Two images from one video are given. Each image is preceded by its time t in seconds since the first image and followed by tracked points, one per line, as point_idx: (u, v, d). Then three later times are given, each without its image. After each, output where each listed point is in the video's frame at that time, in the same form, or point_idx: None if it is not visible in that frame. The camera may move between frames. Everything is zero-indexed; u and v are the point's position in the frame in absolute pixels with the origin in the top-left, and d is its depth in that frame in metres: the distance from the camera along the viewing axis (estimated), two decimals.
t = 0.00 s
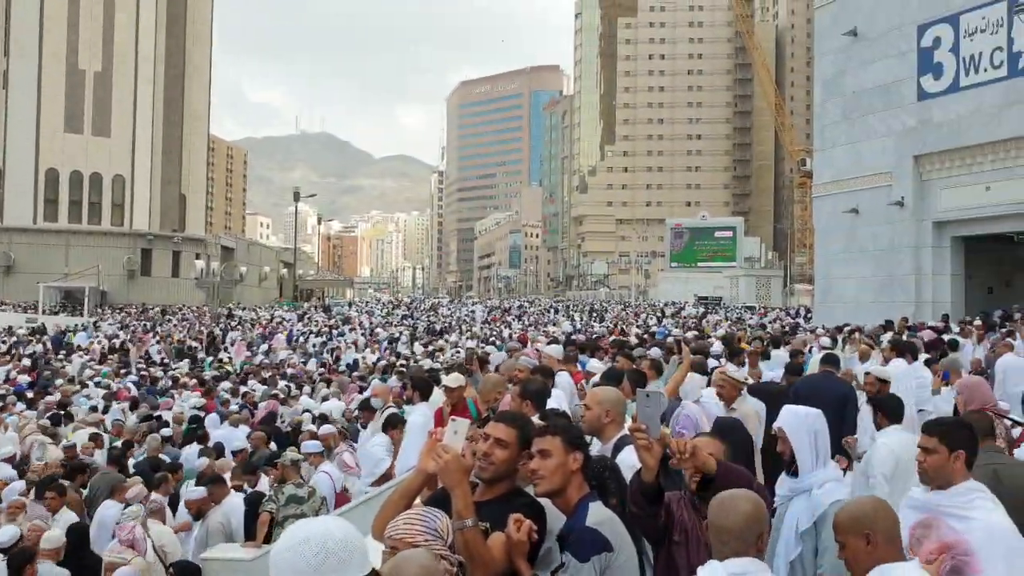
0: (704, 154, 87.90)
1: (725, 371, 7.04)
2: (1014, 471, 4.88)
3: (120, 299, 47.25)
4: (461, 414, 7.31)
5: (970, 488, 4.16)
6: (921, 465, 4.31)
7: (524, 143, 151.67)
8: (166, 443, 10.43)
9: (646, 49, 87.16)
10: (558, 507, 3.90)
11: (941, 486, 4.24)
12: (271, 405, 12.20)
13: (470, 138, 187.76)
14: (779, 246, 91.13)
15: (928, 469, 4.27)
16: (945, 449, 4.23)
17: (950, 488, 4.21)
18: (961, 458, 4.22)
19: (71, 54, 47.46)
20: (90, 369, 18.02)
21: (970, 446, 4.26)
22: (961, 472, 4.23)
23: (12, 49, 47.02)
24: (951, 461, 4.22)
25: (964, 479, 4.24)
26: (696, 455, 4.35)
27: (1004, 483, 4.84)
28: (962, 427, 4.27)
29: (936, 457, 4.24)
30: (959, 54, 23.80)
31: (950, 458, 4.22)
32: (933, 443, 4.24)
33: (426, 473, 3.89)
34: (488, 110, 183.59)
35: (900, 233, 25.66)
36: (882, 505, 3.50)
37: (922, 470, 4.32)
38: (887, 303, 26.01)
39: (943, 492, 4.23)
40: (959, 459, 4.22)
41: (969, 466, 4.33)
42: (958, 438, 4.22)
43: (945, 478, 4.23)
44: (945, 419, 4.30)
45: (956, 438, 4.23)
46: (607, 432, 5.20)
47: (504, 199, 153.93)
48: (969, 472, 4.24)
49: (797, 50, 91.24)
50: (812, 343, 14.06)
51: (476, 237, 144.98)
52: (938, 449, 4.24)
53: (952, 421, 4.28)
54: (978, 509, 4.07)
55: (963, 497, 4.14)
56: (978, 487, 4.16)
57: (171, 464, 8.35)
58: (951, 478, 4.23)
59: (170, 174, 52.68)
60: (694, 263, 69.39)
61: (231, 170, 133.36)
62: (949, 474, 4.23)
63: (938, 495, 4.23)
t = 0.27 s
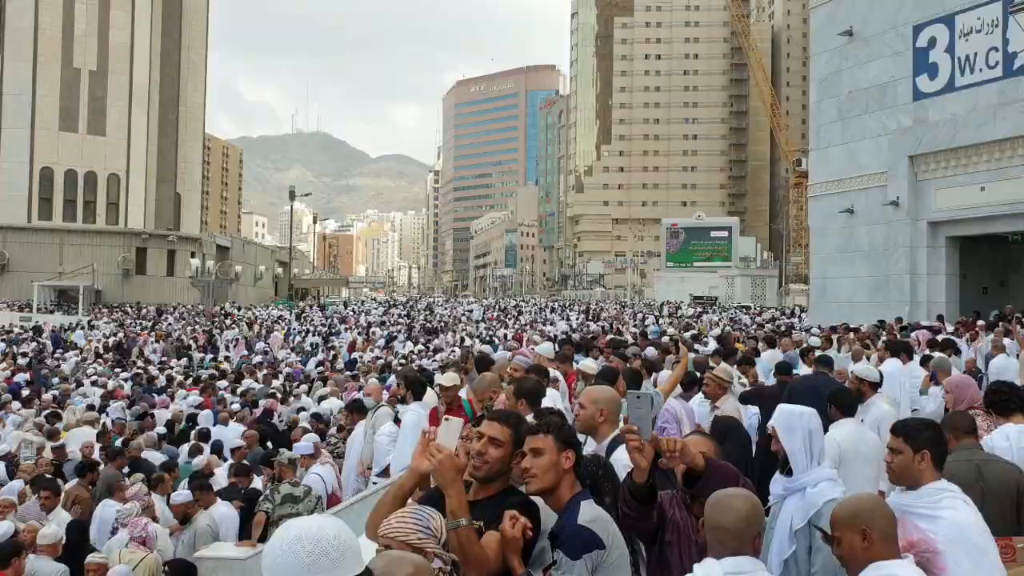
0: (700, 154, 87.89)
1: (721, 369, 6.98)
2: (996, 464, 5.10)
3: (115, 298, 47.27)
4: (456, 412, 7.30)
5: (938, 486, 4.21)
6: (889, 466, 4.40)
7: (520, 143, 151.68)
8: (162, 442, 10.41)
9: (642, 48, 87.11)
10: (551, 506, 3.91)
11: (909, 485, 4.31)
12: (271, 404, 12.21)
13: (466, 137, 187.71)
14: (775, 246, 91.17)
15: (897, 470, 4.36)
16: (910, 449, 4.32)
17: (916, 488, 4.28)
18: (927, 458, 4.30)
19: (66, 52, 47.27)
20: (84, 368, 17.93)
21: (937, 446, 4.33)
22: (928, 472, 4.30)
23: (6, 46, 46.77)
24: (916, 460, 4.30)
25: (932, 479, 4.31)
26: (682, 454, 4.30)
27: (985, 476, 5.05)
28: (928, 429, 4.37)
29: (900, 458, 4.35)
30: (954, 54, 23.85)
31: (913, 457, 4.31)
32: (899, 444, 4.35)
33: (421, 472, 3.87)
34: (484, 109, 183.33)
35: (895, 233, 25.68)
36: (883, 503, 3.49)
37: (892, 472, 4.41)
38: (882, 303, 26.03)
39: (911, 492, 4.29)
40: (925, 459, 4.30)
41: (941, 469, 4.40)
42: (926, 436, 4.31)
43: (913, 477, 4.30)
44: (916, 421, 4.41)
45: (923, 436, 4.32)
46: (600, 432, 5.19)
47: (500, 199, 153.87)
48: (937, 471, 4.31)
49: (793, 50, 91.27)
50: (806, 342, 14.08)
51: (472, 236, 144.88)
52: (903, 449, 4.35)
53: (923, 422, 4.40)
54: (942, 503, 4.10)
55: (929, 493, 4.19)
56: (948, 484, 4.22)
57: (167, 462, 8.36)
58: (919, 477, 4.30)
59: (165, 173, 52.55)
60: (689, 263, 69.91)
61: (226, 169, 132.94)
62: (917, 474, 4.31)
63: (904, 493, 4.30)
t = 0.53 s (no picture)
0: (696, 155, 87.96)
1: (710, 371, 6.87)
2: (988, 457, 5.27)
3: (110, 298, 47.16)
4: (451, 413, 7.29)
5: (901, 483, 4.25)
6: (852, 465, 4.47)
7: (516, 143, 151.80)
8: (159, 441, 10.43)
9: (638, 49, 87.13)
10: (544, 506, 3.91)
11: (873, 484, 4.37)
12: (269, 404, 12.24)
13: (462, 138, 187.79)
14: (771, 247, 91.25)
15: (858, 468, 4.42)
16: (871, 448, 4.38)
17: (880, 486, 4.33)
18: (888, 456, 4.35)
19: (61, 53, 47.16)
20: (80, 368, 17.90)
21: (898, 444, 4.39)
22: (889, 471, 4.35)
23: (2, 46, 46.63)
24: (877, 459, 4.36)
25: (895, 477, 4.36)
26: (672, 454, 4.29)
27: (978, 468, 5.21)
28: (888, 428, 4.44)
29: (861, 458, 4.41)
30: (950, 56, 23.90)
31: (875, 457, 4.36)
32: (860, 444, 4.41)
33: (415, 472, 3.86)
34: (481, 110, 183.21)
35: (890, 234, 25.74)
36: (878, 502, 3.50)
37: (854, 470, 4.47)
38: (877, 304, 26.10)
39: (876, 491, 4.34)
40: (885, 458, 4.35)
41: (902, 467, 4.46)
42: (887, 434, 4.38)
43: (875, 476, 4.36)
44: (878, 420, 4.48)
45: (885, 434, 4.39)
46: (595, 433, 5.18)
47: (496, 199, 154.00)
48: (898, 469, 4.36)
49: (789, 51, 91.32)
50: (800, 343, 14.12)
51: (468, 237, 145.02)
52: (864, 448, 4.41)
53: (884, 421, 4.47)
54: (902, 500, 4.12)
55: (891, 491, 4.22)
56: (908, 483, 4.26)
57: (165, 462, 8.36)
58: (880, 477, 4.35)
59: (160, 173, 52.48)
60: (685, 264, 70.07)
61: (222, 169, 132.67)
62: (878, 472, 4.36)
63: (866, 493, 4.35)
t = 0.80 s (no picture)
0: (689, 155, 88.07)
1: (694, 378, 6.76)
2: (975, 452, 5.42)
3: (102, 298, 47.02)
4: (445, 412, 7.26)
5: (871, 482, 4.24)
6: (821, 465, 4.43)
7: (510, 143, 151.84)
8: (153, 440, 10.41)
9: (632, 49, 87.19)
10: (540, 506, 3.89)
11: (843, 484, 4.36)
12: (263, 405, 12.24)
13: (456, 138, 187.81)
14: (764, 247, 91.41)
15: (828, 469, 4.38)
16: (841, 449, 4.34)
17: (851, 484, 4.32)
18: (857, 456, 4.32)
19: (54, 52, 47.01)
20: (73, 368, 17.86)
21: (868, 444, 4.36)
22: (859, 471, 4.33)
23: None
24: (847, 460, 4.33)
25: (864, 477, 4.35)
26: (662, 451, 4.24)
27: (966, 463, 5.38)
28: (859, 427, 4.39)
29: (832, 459, 4.36)
30: (943, 56, 23.97)
31: (845, 458, 4.33)
32: (830, 445, 4.36)
33: (409, 473, 3.85)
34: (474, 109, 183.13)
35: (883, 234, 25.79)
36: (875, 498, 3.49)
37: (825, 470, 4.43)
38: (870, 304, 26.15)
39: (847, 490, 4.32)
40: (855, 458, 4.33)
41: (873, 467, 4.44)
42: (858, 434, 4.34)
43: (846, 476, 4.34)
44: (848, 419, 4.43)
45: (855, 434, 4.35)
46: (588, 432, 5.18)
47: (489, 199, 154.05)
48: (869, 468, 4.34)
49: (783, 51, 91.48)
50: (793, 342, 14.15)
51: (462, 237, 145.09)
52: (833, 449, 4.37)
53: (855, 422, 4.41)
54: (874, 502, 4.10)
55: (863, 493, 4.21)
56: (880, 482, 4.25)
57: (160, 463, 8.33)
58: (851, 476, 4.33)
59: (153, 173, 52.36)
60: (679, 264, 70.04)
61: (215, 169, 132.36)
62: (847, 473, 4.35)
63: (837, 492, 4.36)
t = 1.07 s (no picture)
0: (688, 154, 88.07)
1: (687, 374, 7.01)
2: (959, 447, 5.34)
3: (101, 298, 47.14)
4: (445, 412, 7.26)
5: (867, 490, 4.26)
6: (816, 471, 4.46)
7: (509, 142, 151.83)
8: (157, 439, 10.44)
9: (631, 48, 87.23)
10: (543, 506, 3.90)
11: (836, 488, 4.38)
12: (269, 403, 12.30)
13: (455, 137, 187.81)
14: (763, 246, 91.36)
15: (824, 474, 4.40)
16: (841, 452, 4.33)
17: (843, 487, 4.37)
18: (856, 460, 4.34)
19: (52, 51, 46.99)
20: (74, 367, 17.88)
21: (865, 450, 4.38)
22: (856, 475, 4.36)
23: None
24: (844, 464, 4.34)
25: (857, 481, 4.38)
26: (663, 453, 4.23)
27: (952, 460, 5.28)
28: (853, 429, 4.39)
29: (829, 462, 4.37)
30: (941, 56, 23.99)
31: (845, 461, 4.33)
32: (828, 448, 4.36)
33: (411, 471, 3.86)
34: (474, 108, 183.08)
35: (882, 233, 25.79)
36: (878, 496, 3.50)
37: (820, 474, 4.46)
38: (869, 303, 26.16)
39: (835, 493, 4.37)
40: (853, 462, 4.34)
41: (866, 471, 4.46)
42: (855, 440, 4.33)
43: (840, 480, 4.37)
44: (843, 423, 4.44)
45: (853, 439, 4.34)
46: (587, 431, 5.19)
47: (488, 198, 154.04)
48: (864, 473, 4.38)
49: (781, 51, 91.49)
50: (793, 343, 14.14)
51: (461, 236, 145.09)
52: (831, 453, 4.36)
53: (850, 425, 4.41)
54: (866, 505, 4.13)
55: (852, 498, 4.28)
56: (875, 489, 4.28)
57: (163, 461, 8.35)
58: (847, 479, 4.36)
59: (152, 172, 52.31)
60: (678, 263, 70.04)
61: (215, 168, 132.34)
62: (843, 477, 4.37)
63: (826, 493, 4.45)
